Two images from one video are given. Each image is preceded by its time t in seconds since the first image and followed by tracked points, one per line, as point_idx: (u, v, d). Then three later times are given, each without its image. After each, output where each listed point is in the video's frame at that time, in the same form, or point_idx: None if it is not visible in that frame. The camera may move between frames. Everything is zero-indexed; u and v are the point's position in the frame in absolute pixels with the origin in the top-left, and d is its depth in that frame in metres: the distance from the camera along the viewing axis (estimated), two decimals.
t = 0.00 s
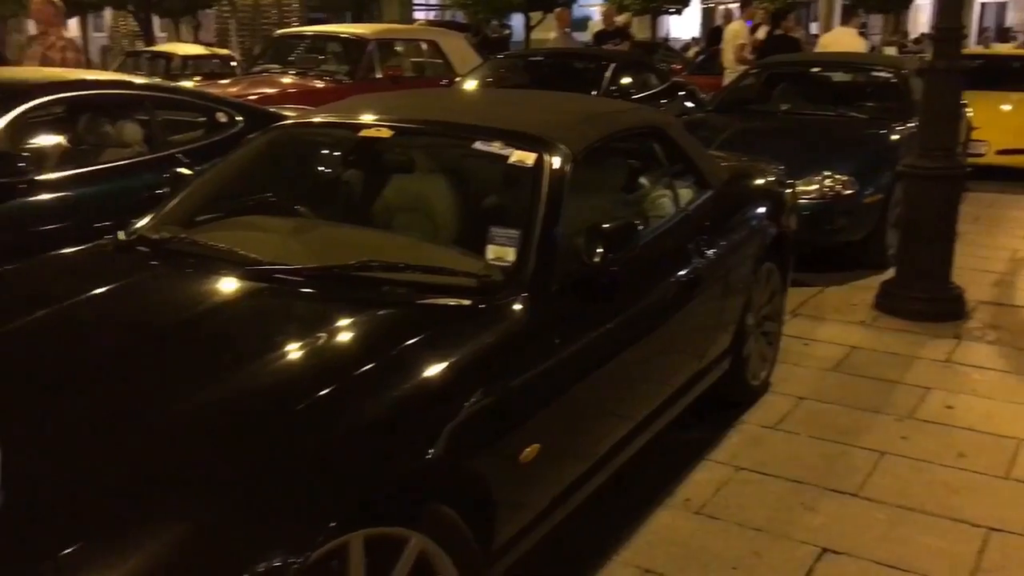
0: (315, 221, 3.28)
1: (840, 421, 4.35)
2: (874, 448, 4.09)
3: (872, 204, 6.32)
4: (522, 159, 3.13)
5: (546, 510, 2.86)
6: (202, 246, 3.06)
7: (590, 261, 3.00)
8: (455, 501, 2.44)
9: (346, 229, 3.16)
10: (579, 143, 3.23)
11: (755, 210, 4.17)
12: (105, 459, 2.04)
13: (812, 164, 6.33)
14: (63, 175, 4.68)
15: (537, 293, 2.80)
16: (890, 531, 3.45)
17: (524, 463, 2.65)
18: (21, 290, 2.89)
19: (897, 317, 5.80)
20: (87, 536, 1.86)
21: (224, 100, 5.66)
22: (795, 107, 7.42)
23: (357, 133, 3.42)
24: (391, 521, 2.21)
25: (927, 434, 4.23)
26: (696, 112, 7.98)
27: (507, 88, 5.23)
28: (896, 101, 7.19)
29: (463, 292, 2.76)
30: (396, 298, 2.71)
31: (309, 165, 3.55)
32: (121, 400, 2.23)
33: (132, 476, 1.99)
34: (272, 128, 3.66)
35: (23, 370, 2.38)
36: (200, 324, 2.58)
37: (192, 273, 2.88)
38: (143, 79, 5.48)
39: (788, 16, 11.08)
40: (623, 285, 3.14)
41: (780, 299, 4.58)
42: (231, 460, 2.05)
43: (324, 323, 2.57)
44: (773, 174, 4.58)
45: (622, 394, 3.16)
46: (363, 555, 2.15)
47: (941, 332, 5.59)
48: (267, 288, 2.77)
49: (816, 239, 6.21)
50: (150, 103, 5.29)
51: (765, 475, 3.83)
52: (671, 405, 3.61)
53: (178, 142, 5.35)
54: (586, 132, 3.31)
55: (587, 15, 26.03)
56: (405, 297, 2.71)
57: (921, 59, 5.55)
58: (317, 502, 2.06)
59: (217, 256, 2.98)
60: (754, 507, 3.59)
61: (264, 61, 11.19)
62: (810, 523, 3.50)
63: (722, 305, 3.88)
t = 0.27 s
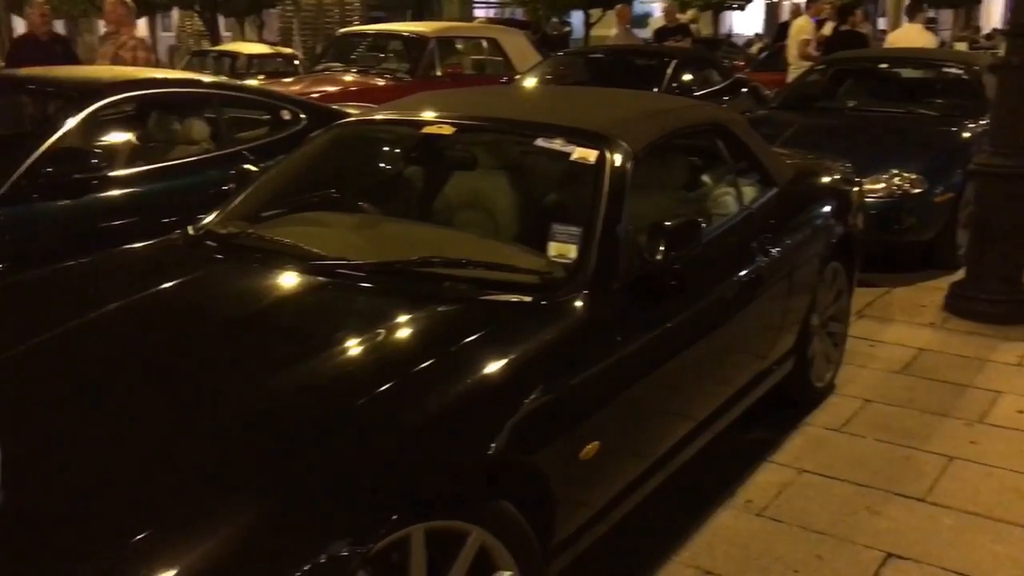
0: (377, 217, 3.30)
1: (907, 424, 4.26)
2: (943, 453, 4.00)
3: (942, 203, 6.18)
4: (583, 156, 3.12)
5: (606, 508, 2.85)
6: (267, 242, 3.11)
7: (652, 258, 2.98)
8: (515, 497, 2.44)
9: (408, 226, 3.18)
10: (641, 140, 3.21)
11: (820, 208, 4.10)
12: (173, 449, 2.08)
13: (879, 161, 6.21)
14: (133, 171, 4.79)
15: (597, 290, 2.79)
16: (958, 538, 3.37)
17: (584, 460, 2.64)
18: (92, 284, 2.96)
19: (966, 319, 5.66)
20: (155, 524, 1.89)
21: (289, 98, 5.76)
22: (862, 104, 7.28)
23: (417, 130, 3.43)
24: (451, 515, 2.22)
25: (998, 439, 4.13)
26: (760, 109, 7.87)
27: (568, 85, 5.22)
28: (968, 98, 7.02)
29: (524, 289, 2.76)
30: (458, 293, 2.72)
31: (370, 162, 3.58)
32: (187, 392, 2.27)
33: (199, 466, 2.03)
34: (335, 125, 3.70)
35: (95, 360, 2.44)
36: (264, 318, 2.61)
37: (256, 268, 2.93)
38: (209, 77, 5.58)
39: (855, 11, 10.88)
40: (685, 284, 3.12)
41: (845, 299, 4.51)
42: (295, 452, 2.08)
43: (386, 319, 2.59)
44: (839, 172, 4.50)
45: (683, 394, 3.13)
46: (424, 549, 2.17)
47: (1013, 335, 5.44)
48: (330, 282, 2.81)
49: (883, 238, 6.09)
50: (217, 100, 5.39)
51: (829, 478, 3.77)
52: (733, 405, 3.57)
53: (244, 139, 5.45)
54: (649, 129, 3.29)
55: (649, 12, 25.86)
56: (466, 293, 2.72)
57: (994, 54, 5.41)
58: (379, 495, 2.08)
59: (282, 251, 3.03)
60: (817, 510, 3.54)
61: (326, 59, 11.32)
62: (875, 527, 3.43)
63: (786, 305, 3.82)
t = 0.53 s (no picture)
0: (429, 214, 3.31)
1: (965, 429, 4.18)
2: (1002, 459, 3.91)
3: (1002, 204, 6.05)
4: (637, 154, 3.09)
5: (658, 509, 2.83)
6: (322, 239, 3.13)
7: (706, 258, 2.95)
8: (567, 497, 2.43)
9: (461, 223, 3.18)
10: (696, 138, 3.18)
11: (878, 208, 4.03)
12: (229, 442, 2.10)
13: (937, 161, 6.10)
14: (189, 168, 4.86)
15: (651, 290, 2.77)
16: (1019, 546, 3.30)
17: (636, 460, 2.63)
18: (150, 279, 3.01)
19: None
20: (213, 517, 1.91)
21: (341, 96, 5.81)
22: (920, 102, 7.16)
23: (470, 127, 3.43)
24: (505, 512, 2.22)
25: None
26: (814, 106, 7.77)
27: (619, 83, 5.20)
28: None
29: (578, 287, 2.75)
30: (510, 291, 2.72)
31: (421, 159, 3.60)
32: (243, 387, 2.30)
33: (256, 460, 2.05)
34: (387, 123, 3.71)
35: (153, 355, 2.47)
36: (317, 314, 2.63)
37: (310, 264, 2.96)
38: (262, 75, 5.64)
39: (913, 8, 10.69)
40: (739, 284, 3.08)
41: (902, 300, 4.43)
42: (350, 448, 2.09)
43: (439, 316, 2.60)
44: (896, 172, 4.43)
45: (736, 395, 3.10)
46: (476, 547, 2.17)
47: None
48: (382, 279, 2.82)
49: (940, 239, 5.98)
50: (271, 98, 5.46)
51: (884, 483, 3.71)
52: (786, 408, 3.52)
53: (297, 137, 5.51)
54: (704, 127, 3.26)
55: (698, 9, 25.64)
56: (519, 291, 2.72)
57: None
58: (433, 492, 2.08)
59: (335, 248, 3.05)
60: (873, 515, 3.48)
61: (376, 57, 11.39)
62: (933, 534, 3.37)
63: (841, 306, 3.77)
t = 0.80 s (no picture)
0: (475, 211, 3.32)
1: (1019, 433, 4.10)
2: None
3: None
4: (686, 150, 3.07)
5: (704, 509, 2.81)
6: (369, 234, 3.15)
7: (755, 256, 2.91)
8: (613, 495, 2.43)
9: (507, 219, 3.19)
10: (746, 135, 3.15)
11: (930, 207, 3.97)
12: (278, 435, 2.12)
13: (990, 159, 5.99)
14: (236, 164, 4.91)
15: (699, 288, 2.75)
16: None
17: (683, 460, 2.61)
18: (200, 273, 3.04)
19: None
20: (263, 509, 1.93)
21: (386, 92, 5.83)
22: (972, 99, 7.03)
23: (517, 124, 3.44)
24: (550, 509, 2.22)
25: None
26: (863, 104, 7.67)
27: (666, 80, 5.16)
28: None
29: (625, 285, 2.73)
30: (557, 288, 2.72)
31: (465, 155, 3.61)
32: (291, 381, 2.31)
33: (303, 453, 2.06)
34: (433, 119, 3.72)
35: (203, 347, 2.50)
36: (364, 309, 2.64)
37: (355, 260, 2.97)
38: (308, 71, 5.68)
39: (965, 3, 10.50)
40: (789, 283, 3.05)
41: (954, 301, 4.35)
42: (397, 443, 2.10)
43: (485, 312, 2.60)
44: (949, 170, 4.35)
45: (784, 395, 3.07)
46: (522, 543, 2.18)
47: None
48: (427, 275, 2.84)
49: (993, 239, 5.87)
50: (317, 94, 5.50)
51: (935, 487, 3.65)
52: (835, 409, 3.48)
53: (342, 133, 5.54)
54: (754, 124, 3.22)
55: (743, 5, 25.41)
56: (565, 288, 2.71)
57: None
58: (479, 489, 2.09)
59: (382, 243, 3.07)
60: (923, 519, 3.43)
61: (420, 54, 11.44)
62: (985, 539, 3.31)
63: (892, 306, 3.71)
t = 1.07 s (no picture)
0: (523, 206, 3.32)
1: None
2: None
3: None
4: (739, 147, 3.03)
5: (754, 509, 2.78)
6: (418, 229, 3.16)
7: (809, 254, 2.87)
8: (663, 492, 2.42)
9: (556, 215, 3.19)
10: (800, 131, 3.10)
11: (988, 205, 3.88)
12: (329, 427, 2.14)
13: None
14: (285, 158, 4.94)
15: (750, 285, 2.72)
16: None
17: (733, 459, 2.59)
18: (251, 266, 3.07)
19: None
20: (313, 500, 1.95)
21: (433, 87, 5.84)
22: None
23: (566, 119, 3.41)
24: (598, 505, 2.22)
25: None
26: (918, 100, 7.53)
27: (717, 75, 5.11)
28: None
29: (675, 282, 2.71)
30: (607, 285, 2.71)
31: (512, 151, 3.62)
32: (341, 374, 2.33)
33: (354, 445, 2.08)
34: (481, 114, 3.73)
35: (257, 339, 2.53)
36: (412, 304, 2.65)
37: (402, 255, 2.99)
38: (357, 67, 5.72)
39: None
40: (842, 281, 3.01)
41: (1012, 301, 4.26)
42: (447, 437, 2.11)
43: (533, 308, 2.60)
44: (1009, 167, 4.25)
45: (836, 395, 3.02)
46: (570, 539, 2.17)
47: None
48: (474, 270, 2.84)
49: None
50: (365, 90, 5.52)
51: (991, 491, 3.58)
52: (888, 410, 3.42)
53: (390, 128, 5.55)
54: (807, 119, 3.18)
55: None
56: (614, 285, 2.70)
57: None
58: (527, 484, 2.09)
59: (431, 237, 3.08)
60: (978, 523, 3.36)
61: (467, 49, 11.46)
62: None
63: (947, 306, 3.64)
